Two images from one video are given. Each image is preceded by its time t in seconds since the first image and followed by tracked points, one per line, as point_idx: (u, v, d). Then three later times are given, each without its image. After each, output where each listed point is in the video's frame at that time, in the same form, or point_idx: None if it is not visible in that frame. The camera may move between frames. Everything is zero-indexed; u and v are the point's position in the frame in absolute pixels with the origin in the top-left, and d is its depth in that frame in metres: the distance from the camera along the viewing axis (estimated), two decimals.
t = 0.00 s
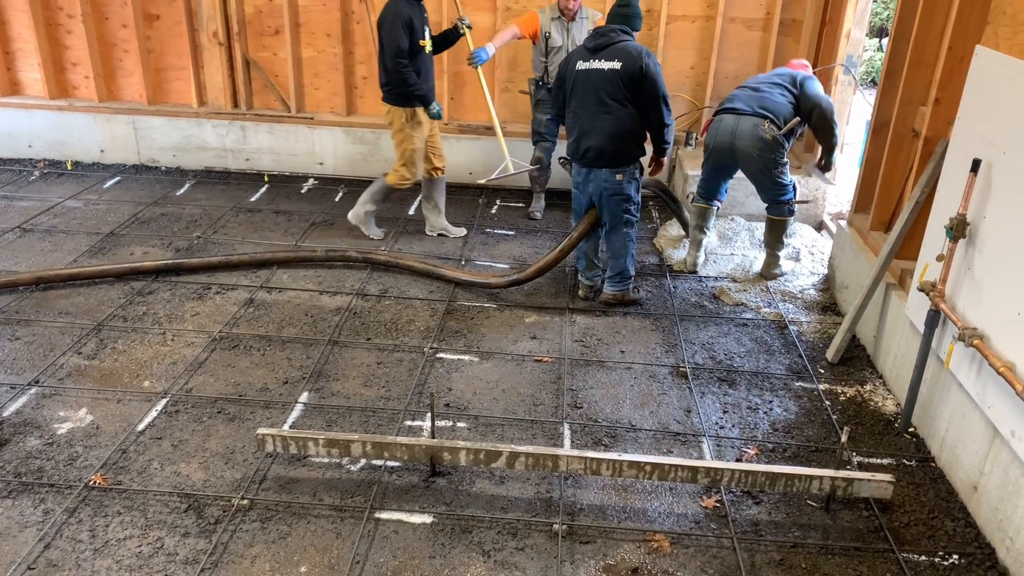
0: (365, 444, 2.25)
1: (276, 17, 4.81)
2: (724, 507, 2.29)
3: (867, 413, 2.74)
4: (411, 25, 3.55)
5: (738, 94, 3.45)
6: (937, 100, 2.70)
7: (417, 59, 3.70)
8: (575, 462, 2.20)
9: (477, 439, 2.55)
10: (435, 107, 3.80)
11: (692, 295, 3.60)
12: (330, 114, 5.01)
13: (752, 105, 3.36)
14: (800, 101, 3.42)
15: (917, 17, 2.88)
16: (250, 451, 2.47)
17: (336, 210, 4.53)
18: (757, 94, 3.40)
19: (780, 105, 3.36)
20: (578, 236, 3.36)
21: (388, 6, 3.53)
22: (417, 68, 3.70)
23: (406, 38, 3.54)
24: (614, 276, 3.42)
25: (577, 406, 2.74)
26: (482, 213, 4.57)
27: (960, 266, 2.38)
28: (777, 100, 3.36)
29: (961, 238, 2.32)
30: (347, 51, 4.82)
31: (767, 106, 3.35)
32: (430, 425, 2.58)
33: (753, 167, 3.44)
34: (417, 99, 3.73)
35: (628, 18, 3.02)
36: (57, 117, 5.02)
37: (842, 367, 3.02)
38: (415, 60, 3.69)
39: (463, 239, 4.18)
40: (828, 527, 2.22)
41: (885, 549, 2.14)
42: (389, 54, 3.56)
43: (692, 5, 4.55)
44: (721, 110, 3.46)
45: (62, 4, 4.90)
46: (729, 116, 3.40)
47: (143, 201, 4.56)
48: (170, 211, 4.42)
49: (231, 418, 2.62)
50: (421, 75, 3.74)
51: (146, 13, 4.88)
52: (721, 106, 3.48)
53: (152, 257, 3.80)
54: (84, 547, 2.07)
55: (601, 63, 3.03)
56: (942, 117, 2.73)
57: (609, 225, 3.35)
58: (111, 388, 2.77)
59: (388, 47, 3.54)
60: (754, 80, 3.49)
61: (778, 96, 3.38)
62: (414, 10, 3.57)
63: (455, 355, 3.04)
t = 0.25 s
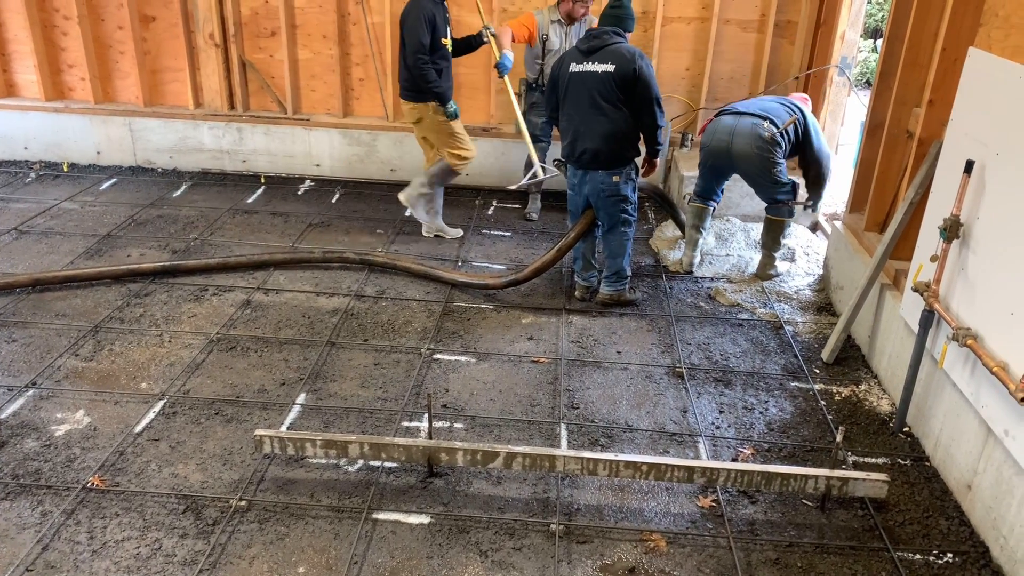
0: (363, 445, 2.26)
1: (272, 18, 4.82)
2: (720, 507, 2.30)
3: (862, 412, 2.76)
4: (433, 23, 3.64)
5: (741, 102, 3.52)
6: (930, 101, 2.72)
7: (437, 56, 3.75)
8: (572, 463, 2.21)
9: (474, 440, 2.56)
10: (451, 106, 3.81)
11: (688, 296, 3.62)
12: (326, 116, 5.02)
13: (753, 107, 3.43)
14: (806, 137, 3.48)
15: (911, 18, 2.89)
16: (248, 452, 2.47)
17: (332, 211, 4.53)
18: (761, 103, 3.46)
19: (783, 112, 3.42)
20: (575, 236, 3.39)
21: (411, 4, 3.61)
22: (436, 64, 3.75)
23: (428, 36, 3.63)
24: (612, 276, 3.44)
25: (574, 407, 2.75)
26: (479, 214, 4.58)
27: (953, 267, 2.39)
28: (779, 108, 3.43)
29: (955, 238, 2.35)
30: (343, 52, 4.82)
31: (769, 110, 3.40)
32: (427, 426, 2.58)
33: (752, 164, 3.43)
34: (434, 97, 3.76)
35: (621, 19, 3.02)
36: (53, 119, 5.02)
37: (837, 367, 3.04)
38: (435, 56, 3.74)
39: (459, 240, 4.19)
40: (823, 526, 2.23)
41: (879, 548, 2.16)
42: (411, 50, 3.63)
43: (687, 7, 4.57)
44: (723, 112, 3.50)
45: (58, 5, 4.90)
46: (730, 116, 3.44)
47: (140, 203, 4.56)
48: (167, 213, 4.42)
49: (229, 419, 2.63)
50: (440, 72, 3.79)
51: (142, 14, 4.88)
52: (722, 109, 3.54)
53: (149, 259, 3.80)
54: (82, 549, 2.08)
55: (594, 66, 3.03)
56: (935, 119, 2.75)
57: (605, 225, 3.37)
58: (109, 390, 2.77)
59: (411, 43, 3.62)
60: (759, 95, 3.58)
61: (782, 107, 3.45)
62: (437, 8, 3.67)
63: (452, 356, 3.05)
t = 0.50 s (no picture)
0: (360, 450, 2.26)
1: (268, 24, 4.82)
2: (716, 511, 2.31)
3: (857, 416, 2.77)
4: (452, 30, 3.57)
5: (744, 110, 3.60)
6: (923, 106, 2.74)
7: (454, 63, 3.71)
8: (569, 468, 2.22)
9: (471, 445, 2.56)
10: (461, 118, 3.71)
11: (683, 300, 3.63)
12: (322, 121, 5.02)
13: (759, 113, 3.51)
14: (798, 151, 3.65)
15: (904, 24, 2.92)
16: (245, 458, 2.47)
17: (329, 217, 4.54)
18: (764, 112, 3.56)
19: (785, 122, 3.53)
20: (560, 240, 3.38)
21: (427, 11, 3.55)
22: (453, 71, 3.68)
23: (446, 43, 3.56)
24: (606, 281, 3.45)
25: (570, 412, 2.76)
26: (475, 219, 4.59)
27: (947, 272, 2.41)
28: (782, 118, 3.54)
29: (947, 243, 2.35)
30: (339, 58, 4.83)
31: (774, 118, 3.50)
32: (424, 431, 2.59)
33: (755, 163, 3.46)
34: (446, 107, 3.67)
35: (614, 26, 3.03)
36: (49, 125, 5.02)
37: (831, 371, 3.05)
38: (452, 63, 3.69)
39: (455, 245, 4.20)
40: (819, 530, 2.24)
41: (874, 552, 2.17)
42: (428, 57, 3.56)
43: (682, 12, 4.59)
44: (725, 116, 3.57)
45: (54, 11, 4.90)
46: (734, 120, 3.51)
47: (136, 208, 4.56)
48: (163, 219, 4.42)
49: (226, 425, 2.63)
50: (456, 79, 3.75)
51: (138, 20, 4.88)
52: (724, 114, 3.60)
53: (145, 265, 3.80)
54: (80, 555, 2.08)
55: (587, 72, 3.05)
56: (928, 124, 2.77)
57: (596, 230, 3.37)
58: (105, 396, 2.77)
59: (428, 50, 3.55)
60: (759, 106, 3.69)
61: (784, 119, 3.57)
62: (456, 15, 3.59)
63: (449, 361, 3.06)
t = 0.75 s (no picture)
0: (353, 467, 2.25)
1: (262, 41, 4.85)
2: (710, 526, 2.31)
3: (850, 430, 2.78)
4: (473, 55, 3.54)
5: (739, 126, 3.67)
6: (912, 123, 2.77)
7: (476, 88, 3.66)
8: (562, 483, 2.22)
9: (464, 461, 2.56)
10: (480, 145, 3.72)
11: (676, 315, 3.65)
12: (316, 137, 5.04)
13: (755, 129, 3.58)
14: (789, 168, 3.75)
15: (892, 41, 2.96)
16: (238, 475, 2.46)
17: (322, 232, 4.55)
18: (759, 129, 3.63)
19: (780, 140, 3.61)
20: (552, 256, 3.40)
21: (447, 36, 3.48)
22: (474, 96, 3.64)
23: (469, 68, 3.53)
24: (597, 294, 3.45)
25: (563, 427, 2.76)
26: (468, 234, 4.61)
27: (937, 286, 2.43)
28: (777, 136, 3.62)
29: (937, 258, 2.38)
30: (333, 75, 4.86)
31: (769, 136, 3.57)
32: (417, 447, 2.59)
33: (750, 179, 3.51)
34: (466, 133, 3.66)
35: (604, 45, 3.07)
36: (43, 141, 5.02)
37: (824, 386, 3.07)
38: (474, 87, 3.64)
39: (449, 260, 4.21)
40: (812, 545, 2.24)
41: (868, 566, 2.17)
42: (451, 83, 3.54)
43: (673, 29, 4.64)
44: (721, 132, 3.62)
45: (48, 28, 4.92)
46: (730, 135, 3.56)
47: (129, 225, 4.56)
48: (156, 235, 4.42)
49: (218, 442, 2.62)
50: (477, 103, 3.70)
51: (132, 37, 4.89)
52: (720, 130, 3.66)
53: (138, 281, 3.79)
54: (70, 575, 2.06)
55: (573, 90, 3.08)
56: (917, 139, 2.80)
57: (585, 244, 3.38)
58: (97, 413, 2.75)
59: (451, 76, 3.52)
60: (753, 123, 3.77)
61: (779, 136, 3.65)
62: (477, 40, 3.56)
63: (442, 377, 3.06)
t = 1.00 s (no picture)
0: (350, 484, 2.25)
1: (261, 60, 4.90)
2: (709, 544, 2.30)
3: (847, 447, 2.78)
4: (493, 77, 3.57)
5: (736, 144, 3.70)
6: (905, 141, 2.80)
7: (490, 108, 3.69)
8: (560, 501, 2.22)
9: (462, 479, 2.55)
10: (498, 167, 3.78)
11: (673, 332, 3.66)
12: (314, 155, 5.08)
13: (752, 147, 3.62)
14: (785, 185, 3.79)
15: (885, 61, 3.00)
16: (235, 493, 2.45)
17: (320, 249, 4.56)
18: (756, 146, 3.67)
19: (777, 158, 3.66)
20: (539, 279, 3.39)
21: (468, 59, 3.50)
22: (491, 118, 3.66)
23: (490, 91, 3.55)
24: (555, 313, 3.41)
25: (561, 444, 2.76)
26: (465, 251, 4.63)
27: (932, 303, 2.45)
28: (774, 154, 3.66)
29: (931, 274, 2.40)
30: (331, 93, 4.89)
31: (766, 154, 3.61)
32: (415, 465, 2.58)
33: (746, 197, 3.54)
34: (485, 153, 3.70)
35: (602, 71, 3.06)
36: (41, 159, 5.05)
37: (821, 402, 3.07)
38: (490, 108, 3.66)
39: (446, 277, 4.23)
40: (811, 562, 2.24)
41: None
42: (471, 106, 3.55)
43: (668, 49, 4.70)
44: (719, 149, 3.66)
45: (48, 47, 4.95)
46: (728, 152, 3.60)
47: (127, 242, 4.57)
48: (154, 252, 4.43)
49: (215, 460, 2.61)
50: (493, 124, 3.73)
51: (132, 56, 4.92)
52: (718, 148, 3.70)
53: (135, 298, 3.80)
54: None
55: (565, 112, 3.08)
56: (910, 158, 2.83)
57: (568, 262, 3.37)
58: (94, 431, 2.75)
59: (472, 99, 3.53)
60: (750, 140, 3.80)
61: (776, 154, 3.69)
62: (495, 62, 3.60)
63: (440, 394, 3.06)
